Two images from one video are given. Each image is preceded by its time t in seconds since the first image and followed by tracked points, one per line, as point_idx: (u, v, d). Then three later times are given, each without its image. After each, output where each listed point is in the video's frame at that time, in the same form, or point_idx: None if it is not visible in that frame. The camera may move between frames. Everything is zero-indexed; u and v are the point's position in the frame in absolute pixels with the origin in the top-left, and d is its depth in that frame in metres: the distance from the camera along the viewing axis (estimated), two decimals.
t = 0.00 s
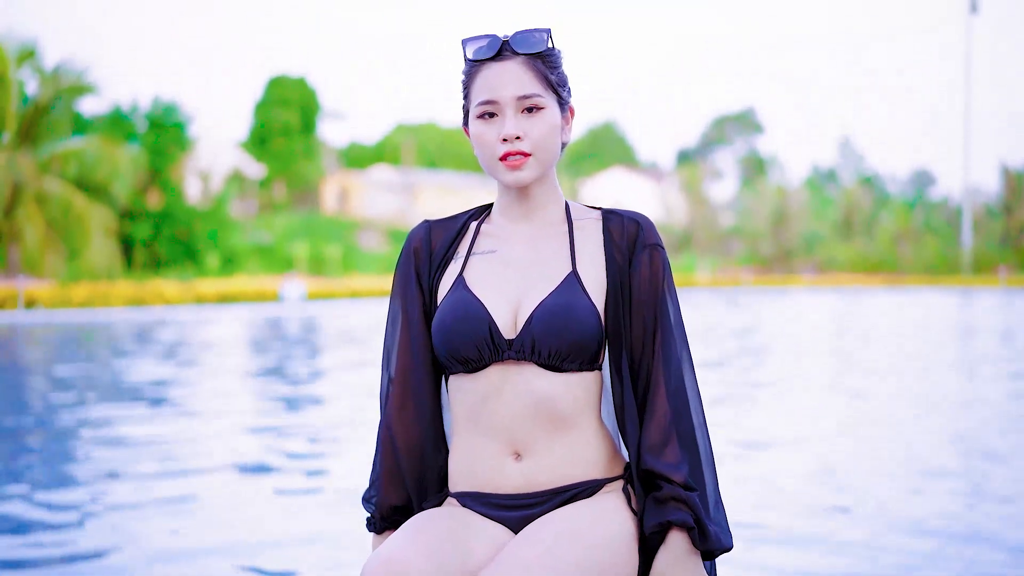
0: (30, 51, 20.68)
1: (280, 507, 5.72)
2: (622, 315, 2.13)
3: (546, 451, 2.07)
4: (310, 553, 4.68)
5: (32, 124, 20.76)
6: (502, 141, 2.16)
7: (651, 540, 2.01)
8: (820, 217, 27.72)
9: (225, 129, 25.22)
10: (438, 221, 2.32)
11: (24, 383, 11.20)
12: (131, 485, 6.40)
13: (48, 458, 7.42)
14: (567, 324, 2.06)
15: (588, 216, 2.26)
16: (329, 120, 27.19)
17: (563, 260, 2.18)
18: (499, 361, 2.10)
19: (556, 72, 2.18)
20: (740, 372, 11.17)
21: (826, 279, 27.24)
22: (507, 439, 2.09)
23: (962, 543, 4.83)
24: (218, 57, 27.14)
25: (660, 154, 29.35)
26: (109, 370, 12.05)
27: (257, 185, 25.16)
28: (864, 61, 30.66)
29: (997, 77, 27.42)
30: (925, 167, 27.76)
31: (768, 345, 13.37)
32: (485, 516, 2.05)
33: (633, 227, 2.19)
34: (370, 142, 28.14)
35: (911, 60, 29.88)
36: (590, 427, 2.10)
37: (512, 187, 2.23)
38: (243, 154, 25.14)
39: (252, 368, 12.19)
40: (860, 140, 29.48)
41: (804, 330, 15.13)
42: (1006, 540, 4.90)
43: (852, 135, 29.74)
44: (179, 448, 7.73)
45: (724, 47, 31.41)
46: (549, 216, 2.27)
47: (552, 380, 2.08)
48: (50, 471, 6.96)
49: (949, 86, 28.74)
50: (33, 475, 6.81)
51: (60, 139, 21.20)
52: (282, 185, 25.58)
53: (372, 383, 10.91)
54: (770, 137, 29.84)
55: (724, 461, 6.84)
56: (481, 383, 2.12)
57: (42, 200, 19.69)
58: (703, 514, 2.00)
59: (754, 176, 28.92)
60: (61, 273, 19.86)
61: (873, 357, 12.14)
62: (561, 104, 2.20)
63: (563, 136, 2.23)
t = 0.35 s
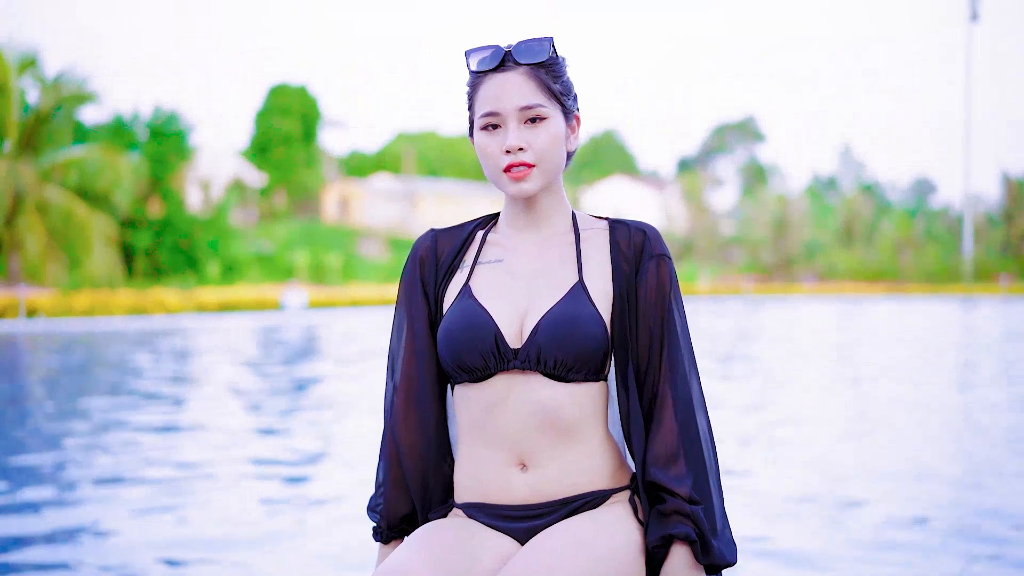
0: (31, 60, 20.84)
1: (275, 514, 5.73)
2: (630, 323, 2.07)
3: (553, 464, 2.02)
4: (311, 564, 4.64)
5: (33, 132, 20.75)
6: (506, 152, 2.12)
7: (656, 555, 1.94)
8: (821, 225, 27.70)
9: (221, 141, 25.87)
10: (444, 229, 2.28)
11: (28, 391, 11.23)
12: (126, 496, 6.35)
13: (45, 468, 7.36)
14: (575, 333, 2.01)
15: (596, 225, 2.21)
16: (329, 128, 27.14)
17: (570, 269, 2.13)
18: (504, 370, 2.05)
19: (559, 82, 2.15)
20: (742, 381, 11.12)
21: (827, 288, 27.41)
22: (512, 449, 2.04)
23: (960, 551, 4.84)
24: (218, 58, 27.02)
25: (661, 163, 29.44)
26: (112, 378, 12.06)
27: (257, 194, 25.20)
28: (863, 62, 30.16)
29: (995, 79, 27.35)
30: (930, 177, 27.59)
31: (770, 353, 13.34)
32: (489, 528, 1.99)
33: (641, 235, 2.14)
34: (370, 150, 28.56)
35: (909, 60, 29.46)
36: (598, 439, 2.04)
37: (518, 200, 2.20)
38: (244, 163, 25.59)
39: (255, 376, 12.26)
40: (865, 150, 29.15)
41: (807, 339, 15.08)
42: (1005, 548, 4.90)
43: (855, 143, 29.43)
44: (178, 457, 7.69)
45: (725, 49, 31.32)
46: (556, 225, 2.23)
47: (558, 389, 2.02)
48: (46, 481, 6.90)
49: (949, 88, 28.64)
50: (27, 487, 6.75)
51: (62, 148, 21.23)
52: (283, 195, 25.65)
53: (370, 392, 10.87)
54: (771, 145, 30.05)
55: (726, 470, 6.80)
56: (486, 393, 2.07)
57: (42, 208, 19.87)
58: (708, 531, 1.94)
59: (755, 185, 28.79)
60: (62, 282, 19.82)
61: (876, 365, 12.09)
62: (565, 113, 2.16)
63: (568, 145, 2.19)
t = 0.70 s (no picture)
0: (32, 65, 20.78)
1: (268, 520, 5.75)
2: (636, 332, 2.06)
3: (557, 470, 2.00)
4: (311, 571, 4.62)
5: (33, 138, 20.85)
6: (507, 160, 2.09)
7: (662, 567, 1.94)
8: (821, 229, 28.10)
9: (223, 145, 26.10)
10: (451, 236, 2.26)
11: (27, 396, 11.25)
12: (118, 502, 6.35)
13: (40, 475, 7.33)
14: (582, 340, 2.00)
15: (602, 234, 2.19)
16: (329, 133, 27.48)
17: (575, 277, 2.12)
18: (510, 378, 2.04)
19: (563, 87, 2.12)
20: (740, 386, 11.13)
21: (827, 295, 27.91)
22: (518, 457, 2.02)
23: (961, 560, 4.78)
24: (218, 59, 26.80)
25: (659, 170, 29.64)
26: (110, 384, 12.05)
27: (257, 199, 25.32)
28: (863, 62, 29.64)
29: (996, 79, 26.86)
30: (923, 181, 28.02)
31: (768, 358, 13.36)
32: (494, 534, 1.97)
33: (647, 244, 2.12)
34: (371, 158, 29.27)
35: (909, 60, 28.93)
36: (603, 446, 2.03)
37: (522, 207, 2.17)
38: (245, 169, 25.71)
39: (256, 379, 12.44)
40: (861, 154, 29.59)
41: (805, 345, 15.08)
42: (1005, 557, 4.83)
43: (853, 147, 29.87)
44: (175, 463, 7.70)
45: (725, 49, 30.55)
46: (565, 232, 2.21)
47: (564, 398, 2.01)
48: (42, 487, 6.87)
49: (948, 88, 28.17)
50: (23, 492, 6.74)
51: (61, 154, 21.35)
52: (283, 201, 25.74)
53: (371, 397, 10.86)
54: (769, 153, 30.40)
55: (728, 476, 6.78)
56: (492, 401, 2.05)
57: (42, 214, 19.79)
58: (712, 545, 1.94)
59: (755, 190, 29.35)
60: (63, 287, 19.88)
61: (873, 371, 12.10)
62: (568, 119, 2.13)
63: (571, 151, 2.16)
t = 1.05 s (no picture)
0: (32, 70, 21.28)
1: (270, 522, 5.79)
2: (647, 341, 2.12)
3: (567, 477, 2.06)
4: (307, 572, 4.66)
5: (33, 142, 21.12)
6: (508, 168, 2.13)
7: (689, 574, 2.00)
8: (821, 235, 27.63)
9: (219, 151, 25.24)
10: (460, 242, 2.32)
11: (17, 400, 11.35)
12: (109, 501, 6.50)
13: (18, 478, 7.40)
14: (590, 347, 2.06)
15: (612, 242, 2.26)
16: (330, 138, 27.07)
17: (586, 286, 2.18)
18: (519, 384, 2.09)
19: (565, 94, 2.15)
20: (740, 389, 11.14)
21: (826, 299, 27.74)
22: (527, 464, 2.07)
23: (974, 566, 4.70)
24: (218, 58, 27.67)
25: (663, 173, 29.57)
26: (102, 389, 12.10)
27: (257, 204, 25.09)
28: (863, 62, 29.89)
29: (995, 79, 27.12)
30: (928, 187, 27.52)
31: (769, 362, 13.36)
32: (506, 542, 2.02)
33: (658, 254, 2.19)
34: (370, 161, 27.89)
35: (908, 60, 29.33)
36: (613, 453, 2.08)
37: (526, 213, 2.22)
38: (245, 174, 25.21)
39: (248, 383, 12.44)
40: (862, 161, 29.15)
41: (806, 348, 15.08)
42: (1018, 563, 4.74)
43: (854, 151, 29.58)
44: (168, 466, 7.74)
45: (725, 50, 30.79)
46: (572, 240, 2.27)
47: (573, 405, 2.07)
48: (37, 489, 7.00)
49: (949, 88, 28.30)
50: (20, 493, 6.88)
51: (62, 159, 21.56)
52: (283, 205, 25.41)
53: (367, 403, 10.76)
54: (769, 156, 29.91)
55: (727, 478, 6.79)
56: (500, 406, 2.11)
57: (42, 218, 20.26)
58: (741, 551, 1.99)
59: (754, 196, 29.00)
60: (63, 291, 19.90)
61: (874, 374, 12.08)
62: (570, 125, 2.16)
63: (574, 156, 2.19)
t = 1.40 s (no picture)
0: (31, 71, 21.36)
1: (282, 520, 5.84)
2: (663, 344, 2.19)
3: (577, 483, 2.09)
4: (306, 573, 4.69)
5: (33, 143, 21.16)
6: (512, 171, 2.18)
7: None
8: (820, 237, 27.83)
9: (219, 152, 25.29)
10: (470, 244, 2.38)
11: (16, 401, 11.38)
12: (110, 501, 6.54)
13: (17, 479, 7.40)
14: (603, 352, 2.12)
15: (625, 245, 2.34)
16: (329, 139, 27.21)
17: (600, 290, 2.25)
18: (531, 388, 2.14)
19: (571, 94, 2.22)
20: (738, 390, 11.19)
21: (827, 300, 28.10)
22: (538, 469, 2.11)
23: (972, 562, 4.77)
24: (218, 58, 27.62)
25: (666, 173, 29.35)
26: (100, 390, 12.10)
27: (257, 205, 25.11)
28: (864, 62, 29.64)
29: (996, 79, 27.15)
30: (927, 191, 27.53)
31: (768, 363, 13.42)
32: (517, 549, 2.04)
33: (673, 258, 2.27)
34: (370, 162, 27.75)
35: (909, 60, 29.13)
36: (625, 457, 2.14)
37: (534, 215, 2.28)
38: (244, 175, 25.33)
39: (245, 385, 12.43)
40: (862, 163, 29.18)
41: (804, 350, 15.14)
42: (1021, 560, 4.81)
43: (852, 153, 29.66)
44: (167, 468, 7.75)
45: (725, 50, 30.29)
46: (582, 242, 2.34)
47: (585, 409, 2.12)
48: (36, 489, 7.04)
49: (948, 88, 28.23)
50: (20, 494, 6.89)
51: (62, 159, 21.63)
52: (282, 207, 25.46)
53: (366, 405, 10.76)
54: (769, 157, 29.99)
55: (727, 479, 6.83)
56: (513, 409, 2.15)
57: (42, 220, 20.37)
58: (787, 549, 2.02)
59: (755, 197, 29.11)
60: (63, 292, 19.95)
61: (872, 375, 12.14)
62: (576, 124, 2.21)
63: (582, 155, 2.25)
